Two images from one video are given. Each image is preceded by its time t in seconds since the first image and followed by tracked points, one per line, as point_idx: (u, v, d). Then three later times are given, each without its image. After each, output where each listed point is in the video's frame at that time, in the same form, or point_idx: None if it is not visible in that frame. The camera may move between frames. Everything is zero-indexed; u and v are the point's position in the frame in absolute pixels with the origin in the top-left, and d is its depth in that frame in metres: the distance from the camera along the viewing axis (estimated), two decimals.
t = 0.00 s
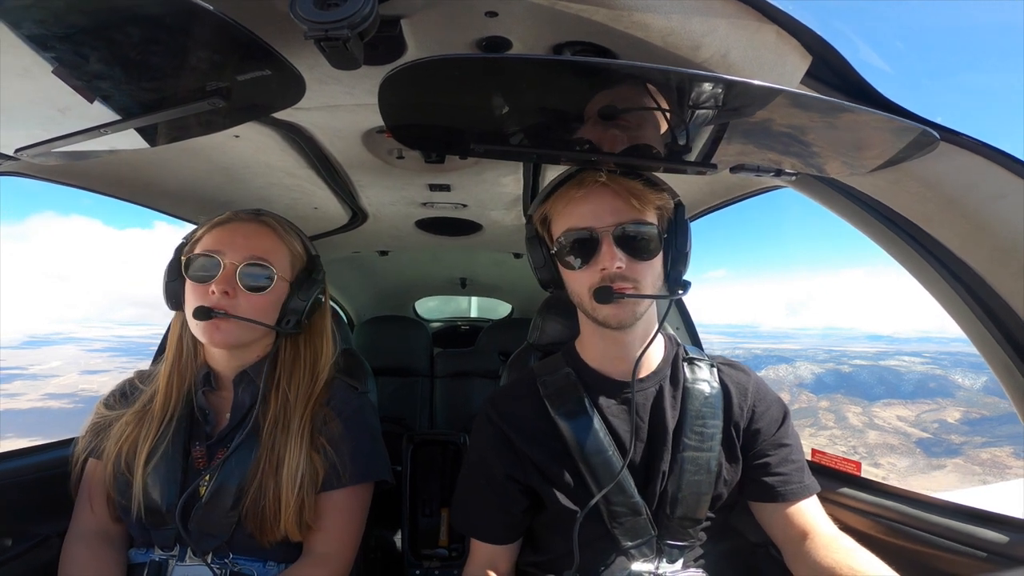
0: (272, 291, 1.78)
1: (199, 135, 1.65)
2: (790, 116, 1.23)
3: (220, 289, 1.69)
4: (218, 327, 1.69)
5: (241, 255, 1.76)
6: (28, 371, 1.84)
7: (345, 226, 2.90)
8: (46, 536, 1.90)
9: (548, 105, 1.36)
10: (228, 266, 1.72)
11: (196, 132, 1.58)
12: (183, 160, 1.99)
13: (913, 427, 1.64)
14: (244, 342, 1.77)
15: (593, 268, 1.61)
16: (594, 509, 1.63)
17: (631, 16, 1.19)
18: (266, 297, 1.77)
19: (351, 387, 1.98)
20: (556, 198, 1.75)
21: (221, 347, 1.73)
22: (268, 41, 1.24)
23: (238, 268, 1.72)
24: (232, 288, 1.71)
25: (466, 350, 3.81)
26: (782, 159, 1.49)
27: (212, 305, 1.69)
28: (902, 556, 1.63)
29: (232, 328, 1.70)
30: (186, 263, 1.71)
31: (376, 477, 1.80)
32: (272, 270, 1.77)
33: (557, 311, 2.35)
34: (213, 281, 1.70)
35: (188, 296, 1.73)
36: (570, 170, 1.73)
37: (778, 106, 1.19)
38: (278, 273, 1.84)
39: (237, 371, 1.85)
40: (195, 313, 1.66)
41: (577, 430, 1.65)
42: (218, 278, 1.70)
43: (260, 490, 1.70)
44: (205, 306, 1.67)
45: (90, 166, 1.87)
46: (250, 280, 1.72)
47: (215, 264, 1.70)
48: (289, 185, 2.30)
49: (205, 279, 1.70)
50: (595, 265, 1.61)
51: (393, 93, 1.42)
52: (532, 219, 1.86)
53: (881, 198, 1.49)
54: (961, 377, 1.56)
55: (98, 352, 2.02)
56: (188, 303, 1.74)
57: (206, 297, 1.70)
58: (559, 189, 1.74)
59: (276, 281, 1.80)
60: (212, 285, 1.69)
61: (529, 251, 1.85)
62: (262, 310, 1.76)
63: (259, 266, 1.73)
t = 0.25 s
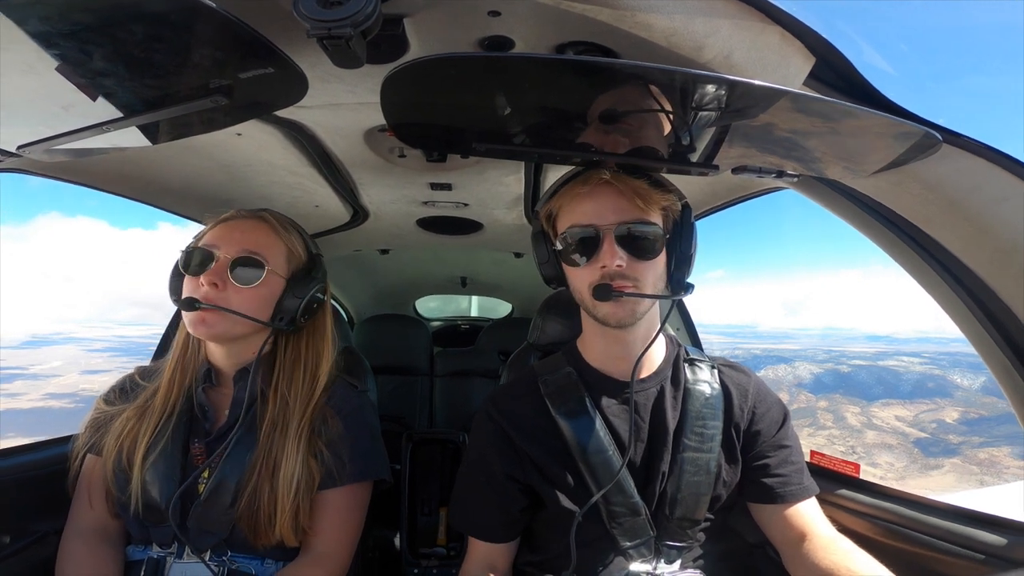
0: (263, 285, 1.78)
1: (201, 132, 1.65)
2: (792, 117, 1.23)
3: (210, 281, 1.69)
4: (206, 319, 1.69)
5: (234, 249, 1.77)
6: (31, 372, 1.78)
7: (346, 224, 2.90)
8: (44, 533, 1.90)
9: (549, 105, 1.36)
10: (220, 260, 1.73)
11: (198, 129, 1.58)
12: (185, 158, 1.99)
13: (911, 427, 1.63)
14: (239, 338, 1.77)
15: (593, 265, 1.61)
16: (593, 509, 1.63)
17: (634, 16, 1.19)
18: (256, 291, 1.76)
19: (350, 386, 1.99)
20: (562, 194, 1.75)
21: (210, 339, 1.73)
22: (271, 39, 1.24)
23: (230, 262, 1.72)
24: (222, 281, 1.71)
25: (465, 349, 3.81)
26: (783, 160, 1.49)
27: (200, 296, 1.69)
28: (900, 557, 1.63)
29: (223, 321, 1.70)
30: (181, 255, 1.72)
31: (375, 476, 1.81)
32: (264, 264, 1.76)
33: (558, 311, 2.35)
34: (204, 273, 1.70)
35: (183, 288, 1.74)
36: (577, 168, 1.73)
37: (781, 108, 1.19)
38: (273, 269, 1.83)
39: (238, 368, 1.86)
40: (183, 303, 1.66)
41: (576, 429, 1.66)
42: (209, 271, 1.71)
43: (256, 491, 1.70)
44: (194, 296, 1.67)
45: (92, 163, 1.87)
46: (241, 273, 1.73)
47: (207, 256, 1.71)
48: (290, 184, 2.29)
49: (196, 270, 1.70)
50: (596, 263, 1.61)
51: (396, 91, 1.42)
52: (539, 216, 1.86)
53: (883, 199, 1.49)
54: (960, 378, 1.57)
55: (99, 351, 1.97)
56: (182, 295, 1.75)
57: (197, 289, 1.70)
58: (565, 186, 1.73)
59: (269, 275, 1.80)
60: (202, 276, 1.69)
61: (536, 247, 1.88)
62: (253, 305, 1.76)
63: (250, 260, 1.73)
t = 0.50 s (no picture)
0: (264, 285, 1.78)
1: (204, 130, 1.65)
2: (796, 118, 1.22)
3: (210, 280, 1.70)
4: (206, 317, 1.69)
5: (236, 248, 1.77)
6: (31, 371, 1.84)
7: (348, 223, 2.91)
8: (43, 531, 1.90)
9: (552, 105, 1.36)
10: (221, 258, 1.73)
11: (201, 128, 1.58)
12: (188, 156, 1.99)
13: (909, 427, 1.63)
14: (239, 336, 1.78)
15: (594, 264, 1.61)
16: (593, 510, 1.63)
17: (639, 16, 1.19)
18: (257, 290, 1.76)
19: (352, 383, 1.99)
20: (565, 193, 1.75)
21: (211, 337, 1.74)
22: (275, 37, 1.24)
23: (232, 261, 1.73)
24: (223, 279, 1.72)
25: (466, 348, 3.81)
26: (787, 161, 1.49)
27: (201, 295, 1.69)
28: (900, 559, 1.63)
29: (223, 319, 1.70)
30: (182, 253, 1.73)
31: (375, 474, 1.81)
32: (265, 264, 1.76)
33: (559, 311, 2.34)
34: (205, 271, 1.71)
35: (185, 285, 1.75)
36: (579, 168, 1.73)
37: (784, 109, 1.19)
38: (275, 268, 1.83)
39: (238, 364, 1.86)
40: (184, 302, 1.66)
41: (577, 429, 1.66)
42: (210, 269, 1.71)
43: (255, 490, 1.69)
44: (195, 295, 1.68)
45: (95, 161, 1.87)
46: (242, 271, 1.73)
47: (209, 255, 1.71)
48: (293, 182, 2.30)
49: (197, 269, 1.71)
50: (596, 262, 1.61)
51: (400, 90, 1.41)
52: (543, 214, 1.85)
53: (886, 201, 1.49)
54: (958, 378, 1.56)
55: (99, 352, 2.02)
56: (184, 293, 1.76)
57: (198, 287, 1.71)
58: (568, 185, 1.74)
59: (271, 274, 1.80)
60: (203, 275, 1.70)
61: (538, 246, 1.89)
62: (254, 304, 1.76)
63: (251, 259, 1.73)
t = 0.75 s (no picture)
0: (269, 287, 1.78)
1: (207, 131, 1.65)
2: (798, 116, 1.22)
3: (215, 284, 1.70)
4: (212, 321, 1.70)
5: (241, 251, 1.77)
6: (32, 371, 1.77)
7: (351, 222, 2.91)
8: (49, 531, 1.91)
9: (555, 104, 1.36)
10: (226, 261, 1.73)
11: (204, 128, 1.58)
12: (191, 156, 2.00)
13: (908, 427, 1.61)
14: (243, 338, 1.79)
15: (602, 260, 1.61)
16: (597, 509, 1.63)
17: (640, 14, 1.19)
18: (262, 293, 1.76)
19: (355, 382, 1.99)
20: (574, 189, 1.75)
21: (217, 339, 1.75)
22: (276, 38, 1.24)
23: (237, 264, 1.73)
24: (228, 283, 1.72)
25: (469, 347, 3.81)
26: (789, 159, 1.48)
27: (206, 299, 1.70)
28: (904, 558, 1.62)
29: (228, 324, 1.71)
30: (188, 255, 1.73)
31: (378, 473, 1.81)
32: (269, 267, 1.76)
33: (562, 310, 2.34)
34: (211, 275, 1.71)
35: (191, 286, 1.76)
36: (589, 165, 1.74)
37: (787, 107, 1.18)
38: (280, 269, 1.83)
39: (243, 364, 1.86)
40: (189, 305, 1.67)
41: (581, 428, 1.66)
42: (215, 273, 1.71)
43: (259, 489, 1.70)
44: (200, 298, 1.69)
45: (98, 161, 1.88)
46: (246, 276, 1.73)
47: (214, 258, 1.72)
48: (295, 182, 2.30)
49: (202, 272, 1.71)
50: (604, 258, 1.61)
51: (401, 90, 1.41)
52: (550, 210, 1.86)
53: (889, 199, 1.48)
54: (956, 378, 1.54)
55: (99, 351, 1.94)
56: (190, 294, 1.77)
57: (203, 291, 1.71)
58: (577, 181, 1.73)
59: (275, 277, 1.80)
60: (209, 279, 1.71)
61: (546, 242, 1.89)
62: (258, 307, 1.76)
63: (255, 263, 1.73)
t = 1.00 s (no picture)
0: (275, 292, 1.78)
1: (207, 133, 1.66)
2: (797, 112, 1.22)
3: (222, 288, 1.71)
4: (218, 325, 1.71)
5: (248, 255, 1.77)
6: (34, 371, 1.81)
7: (352, 223, 2.91)
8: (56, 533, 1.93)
9: (554, 103, 1.36)
10: (233, 266, 1.73)
11: (204, 131, 1.59)
12: (192, 159, 2.00)
13: (905, 427, 1.63)
14: (248, 342, 1.79)
15: (608, 259, 1.61)
16: (601, 508, 1.63)
17: (637, 12, 1.19)
18: (268, 298, 1.77)
19: (359, 386, 2.01)
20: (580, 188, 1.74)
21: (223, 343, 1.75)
22: (274, 40, 1.24)
23: (243, 268, 1.73)
24: (234, 287, 1.72)
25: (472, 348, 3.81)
26: (789, 156, 1.48)
27: (213, 303, 1.71)
28: (909, 554, 1.62)
29: (233, 328, 1.72)
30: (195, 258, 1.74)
31: (382, 475, 1.82)
32: (276, 272, 1.77)
33: (564, 309, 2.34)
34: (218, 279, 1.72)
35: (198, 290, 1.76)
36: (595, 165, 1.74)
37: (785, 103, 1.18)
38: (286, 274, 1.83)
39: (247, 368, 1.86)
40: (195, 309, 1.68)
41: (583, 427, 1.66)
42: (222, 278, 1.72)
43: (265, 492, 1.70)
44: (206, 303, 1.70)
45: (99, 165, 1.88)
46: (253, 280, 1.73)
47: (221, 262, 1.72)
48: (296, 184, 2.31)
49: (209, 276, 1.72)
50: (610, 256, 1.61)
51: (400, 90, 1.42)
52: (556, 206, 1.86)
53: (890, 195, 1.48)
54: (955, 379, 1.54)
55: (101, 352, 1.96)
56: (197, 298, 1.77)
57: (210, 295, 1.72)
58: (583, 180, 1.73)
59: (281, 282, 1.80)
60: (216, 283, 1.71)
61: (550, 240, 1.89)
62: (264, 312, 1.77)
63: (262, 268, 1.74)
